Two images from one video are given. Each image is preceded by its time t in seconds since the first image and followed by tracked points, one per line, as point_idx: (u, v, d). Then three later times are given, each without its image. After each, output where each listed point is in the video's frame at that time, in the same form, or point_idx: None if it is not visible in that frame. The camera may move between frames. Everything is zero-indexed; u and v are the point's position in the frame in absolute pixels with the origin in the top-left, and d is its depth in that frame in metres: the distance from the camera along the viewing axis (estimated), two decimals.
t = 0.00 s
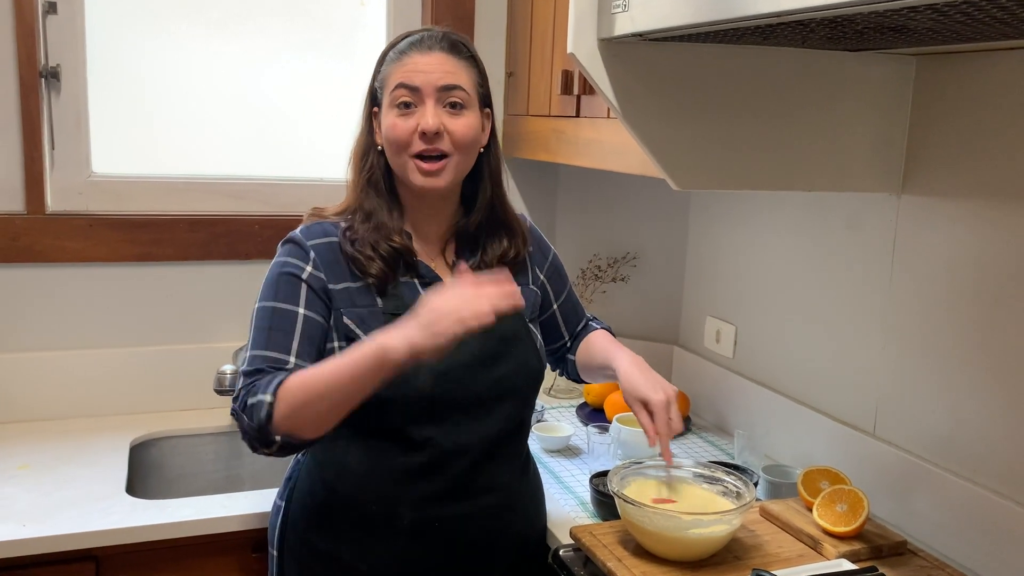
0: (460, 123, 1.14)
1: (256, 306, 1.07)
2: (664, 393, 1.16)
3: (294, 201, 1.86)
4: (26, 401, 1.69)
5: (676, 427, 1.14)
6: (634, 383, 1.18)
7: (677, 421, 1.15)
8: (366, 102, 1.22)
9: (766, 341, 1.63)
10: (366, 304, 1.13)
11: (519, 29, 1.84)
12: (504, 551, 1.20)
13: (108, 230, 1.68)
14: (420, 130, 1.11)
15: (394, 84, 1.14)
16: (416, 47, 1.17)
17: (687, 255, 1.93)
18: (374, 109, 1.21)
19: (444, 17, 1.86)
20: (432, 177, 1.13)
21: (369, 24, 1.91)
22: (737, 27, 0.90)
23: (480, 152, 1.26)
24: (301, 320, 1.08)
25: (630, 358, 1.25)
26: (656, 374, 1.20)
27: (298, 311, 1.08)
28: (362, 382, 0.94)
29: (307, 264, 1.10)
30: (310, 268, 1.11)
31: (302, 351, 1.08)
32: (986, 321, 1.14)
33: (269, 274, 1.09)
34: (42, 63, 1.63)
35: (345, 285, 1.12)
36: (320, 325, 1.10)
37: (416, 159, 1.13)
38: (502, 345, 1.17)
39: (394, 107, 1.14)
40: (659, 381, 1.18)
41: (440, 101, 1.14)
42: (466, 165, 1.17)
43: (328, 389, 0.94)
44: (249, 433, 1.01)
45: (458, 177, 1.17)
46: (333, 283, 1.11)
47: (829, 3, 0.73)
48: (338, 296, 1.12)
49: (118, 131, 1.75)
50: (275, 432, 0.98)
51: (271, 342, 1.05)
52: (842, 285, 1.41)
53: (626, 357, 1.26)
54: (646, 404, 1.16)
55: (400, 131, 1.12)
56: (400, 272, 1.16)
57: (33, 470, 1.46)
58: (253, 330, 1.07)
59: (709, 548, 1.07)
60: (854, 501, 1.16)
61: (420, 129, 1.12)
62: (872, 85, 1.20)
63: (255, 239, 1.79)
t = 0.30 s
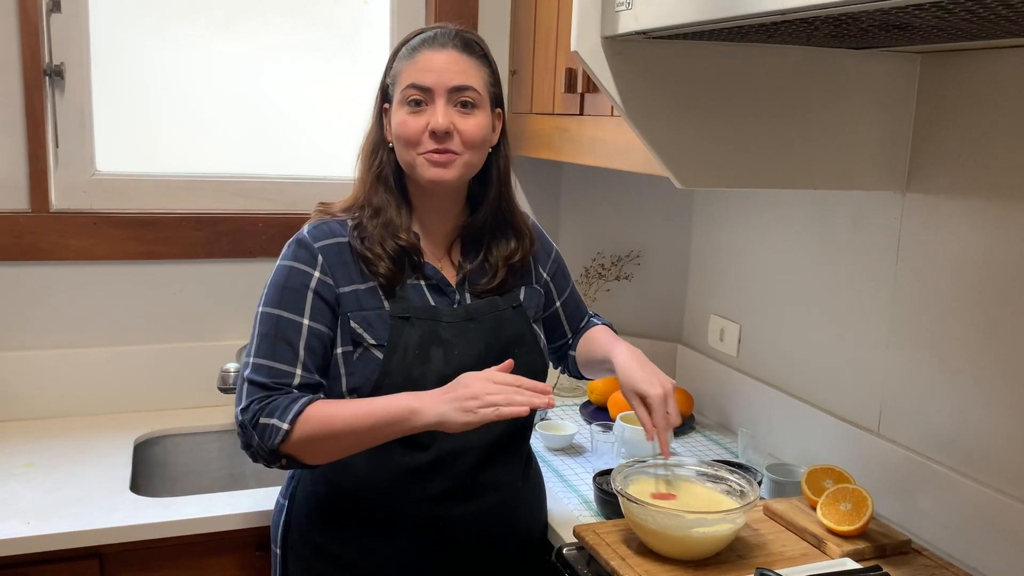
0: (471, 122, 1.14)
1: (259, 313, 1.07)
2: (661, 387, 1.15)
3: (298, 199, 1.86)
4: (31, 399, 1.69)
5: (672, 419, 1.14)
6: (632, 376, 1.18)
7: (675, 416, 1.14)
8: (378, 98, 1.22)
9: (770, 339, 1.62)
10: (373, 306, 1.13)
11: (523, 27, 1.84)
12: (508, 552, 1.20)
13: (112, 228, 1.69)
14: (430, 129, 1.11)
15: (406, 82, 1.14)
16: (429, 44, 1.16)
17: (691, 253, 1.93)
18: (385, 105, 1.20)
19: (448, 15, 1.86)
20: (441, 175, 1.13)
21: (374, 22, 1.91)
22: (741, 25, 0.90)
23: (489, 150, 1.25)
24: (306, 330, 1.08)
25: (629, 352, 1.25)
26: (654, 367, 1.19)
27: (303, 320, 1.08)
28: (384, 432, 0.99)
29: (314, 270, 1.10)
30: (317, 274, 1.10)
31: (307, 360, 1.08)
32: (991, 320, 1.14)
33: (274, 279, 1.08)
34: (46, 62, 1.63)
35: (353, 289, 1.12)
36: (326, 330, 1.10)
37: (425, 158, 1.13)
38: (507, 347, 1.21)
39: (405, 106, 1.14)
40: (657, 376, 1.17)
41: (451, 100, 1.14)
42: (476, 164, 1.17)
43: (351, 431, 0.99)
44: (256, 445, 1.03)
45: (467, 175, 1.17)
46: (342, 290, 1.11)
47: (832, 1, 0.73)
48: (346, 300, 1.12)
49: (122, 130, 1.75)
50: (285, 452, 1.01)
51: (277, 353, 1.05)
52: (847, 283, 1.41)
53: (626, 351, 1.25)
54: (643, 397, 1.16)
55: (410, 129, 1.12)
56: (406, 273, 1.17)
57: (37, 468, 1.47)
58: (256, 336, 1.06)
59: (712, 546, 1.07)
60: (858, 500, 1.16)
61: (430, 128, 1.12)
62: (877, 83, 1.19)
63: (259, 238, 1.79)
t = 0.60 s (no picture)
0: (477, 123, 1.14)
1: (264, 312, 1.07)
2: (657, 384, 1.15)
3: (301, 197, 1.86)
4: (35, 397, 1.69)
5: (667, 421, 1.13)
6: (628, 374, 1.18)
7: (669, 412, 1.14)
8: (380, 97, 1.22)
9: (773, 338, 1.62)
10: (377, 304, 1.13)
11: (526, 25, 1.84)
12: (512, 553, 1.20)
13: (115, 227, 1.69)
14: (437, 130, 1.11)
15: (411, 83, 1.13)
16: (433, 44, 1.16)
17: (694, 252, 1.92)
18: (387, 105, 1.21)
19: (451, 14, 1.86)
20: (445, 176, 1.13)
21: (377, 20, 1.91)
22: (744, 23, 0.90)
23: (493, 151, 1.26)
24: (311, 328, 1.08)
25: (629, 348, 1.24)
26: (653, 365, 1.19)
27: (307, 318, 1.08)
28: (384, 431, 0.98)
29: (317, 268, 1.10)
30: (320, 272, 1.10)
31: (313, 357, 1.08)
32: (994, 319, 1.14)
33: (276, 278, 1.08)
34: (49, 60, 1.63)
35: (356, 287, 1.13)
36: (330, 327, 1.10)
37: (431, 159, 1.13)
38: (512, 345, 1.20)
39: (409, 106, 1.14)
40: (653, 373, 1.17)
41: (457, 101, 1.14)
42: (481, 166, 1.17)
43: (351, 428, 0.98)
44: (260, 444, 1.03)
45: (472, 177, 1.17)
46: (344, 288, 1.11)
47: None
48: (349, 298, 1.12)
49: (125, 128, 1.75)
50: (289, 451, 1.01)
51: (283, 352, 1.05)
52: (850, 282, 1.41)
53: (626, 349, 1.25)
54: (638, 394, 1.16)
55: (415, 129, 1.12)
56: (411, 273, 1.17)
57: (41, 465, 1.47)
58: (260, 335, 1.06)
59: (715, 545, 1.07)
60: (861, 499, 1.16)
61: (436, 129, 1.11)
62: (880, 81, 1.19)
63: (262, 236, 1.80)
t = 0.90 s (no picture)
0: (487, 121, 1.15)
1: (277, 303, 1.06)
2: (661, 377, 1.14)
3: (302, 197, 1.87)
4: (37, 396, 1.70)
5: (672, 410, 1.11)
6: (634, 368, 1.17)
7: (674, 405, 1.11)
8: (385, 95, 1.22)
9: (774, 338, 1.62)
10: (382, 303, 1.14)
11: (528, 25, 1.84)
12: (515, 554, 1.20)
13: (118, 226, 1.69)
14: (447, 127, 1.11)
15: (421, 79, 1.14)
16: (443, 42, 1.16)
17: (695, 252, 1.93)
18: (393, 103, 1.21)
19: (452, 14, 1.86)
20: (455, 174, 1.13)
21: (379, 20, 1.91)
22: (748, 23, 0.90)
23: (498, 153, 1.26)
24: (328, 316, 1.08)
25: (633, 342, 1.23)
26: (660, 359, 1.18)
27: (324, 306, 1.08)
28: (410, 365, 0.95)
29: (331, 259, 1.11)
30: (334, 264, 1.11)
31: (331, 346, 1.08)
32: (996, 319, 1.14)
33: (290, 270, 1.07)
34: (52, 59, 1.64)
35: (364, 284, 1.13)
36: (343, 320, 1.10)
37: (440, 156, 1.13)
38: (517, 343, 1.18)
39: (419, 103, 1.14)
40: (659, 366, 1.16)
41: (467, 99, 1.14)
42: (489, 165, 1.17)
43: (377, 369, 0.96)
44: (284, 422, 0.99)
45: (481, 176, 1.17)
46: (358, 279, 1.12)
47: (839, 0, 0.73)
48: (359, 293, 1.12)
49: (128, 127, 1.75)
50: (318, 420, 0.98)
51: (302, 336, 1.04)
52: (852, 282, 1.41)
53: (630, 342, 1.23)
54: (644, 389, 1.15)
55: (426, 127, 1.12)
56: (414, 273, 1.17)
57: (44, 464, 1.47)
58: (277, 324, 1.05)
59: (717, 545, 1.07)
60: (863, 498, 1.16)
61: (446, 126, 1.12)
62: (883, 81, 1.19)
63: (263, 235, 1.80)
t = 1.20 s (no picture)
0: (495, 125, 1.15)
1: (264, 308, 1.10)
2: (667, 371, 1.15)
3: (304, 196, 1.87)
4: (40, 395, 1.70)
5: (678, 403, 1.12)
6: (640, 365, 1.17)
7: (682, 399, 1.13)
8: (397, 96, 1.23)
9: (776, 338, 1.63)
10: (386, 306, 1.14)
11: (530, 24, 1.84)
12: (523, 555, 1.20)
13: (120, 225, 1.69)
14: (455, 129, 1.12)
15: (431, 81, 1.14)
16: (455, 45, 1.16)
17: (697, 252, 1.93)
18: (404, 104, 1.21)
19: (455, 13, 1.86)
20: (462, 175, 1.13)
21: (381, 19, 1.91)
22: (752, 24, 0.90)
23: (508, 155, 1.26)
24: (303, 330, 1.09)
25: (636, 336, 1.24)
26: (664, 355, 1.18)
27: (301, 320, 1.09)
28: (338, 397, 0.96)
29: (321, 269, 1.11)
30: (324, 274, 1.11)
31: (301, 360, 1.10)
32: (998, 319, 1.14)
33: (280, 279, 1.10)
34: (54, 59, 1.64)
35: (365, 289, 1.13)
36: (328, 331, 1.12)
37: (448, 159, 1.13)
38: (522, 345, 1.19)
39: (429, 105, 1.14)
40: (663, 360, 1.17)
41: (476, 102, 1.14)
42: (497, 167, 1.17)
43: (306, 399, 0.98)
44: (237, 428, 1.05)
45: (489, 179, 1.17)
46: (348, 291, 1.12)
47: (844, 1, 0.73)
48: (355, 300, 1.13)
49: (130, 127, 1.75)
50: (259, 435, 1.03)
51: (270, 348, 1.07)
52: (854, 282, 1.41)
53: (633, 338, 1.24)
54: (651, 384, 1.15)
55: (434, 128, 1.13)
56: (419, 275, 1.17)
57: (47, 464, 1.47)
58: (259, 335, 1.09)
59: (721, 544, 1.07)
60: (865, 499, 1.16)
61: (454, 128, 1.12)
62: (886, 81, 1.19)
63: (265, 235, 1.80)
